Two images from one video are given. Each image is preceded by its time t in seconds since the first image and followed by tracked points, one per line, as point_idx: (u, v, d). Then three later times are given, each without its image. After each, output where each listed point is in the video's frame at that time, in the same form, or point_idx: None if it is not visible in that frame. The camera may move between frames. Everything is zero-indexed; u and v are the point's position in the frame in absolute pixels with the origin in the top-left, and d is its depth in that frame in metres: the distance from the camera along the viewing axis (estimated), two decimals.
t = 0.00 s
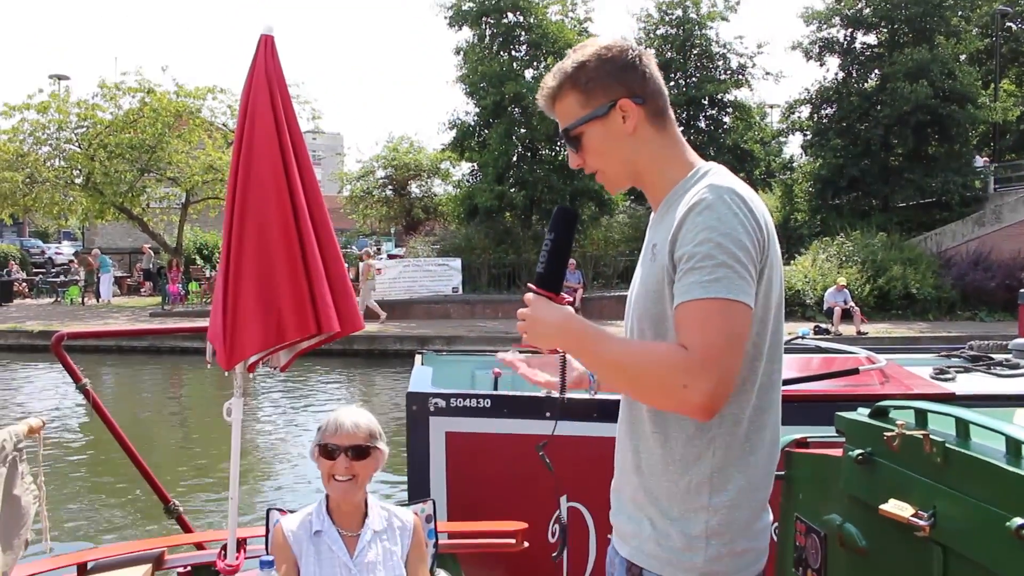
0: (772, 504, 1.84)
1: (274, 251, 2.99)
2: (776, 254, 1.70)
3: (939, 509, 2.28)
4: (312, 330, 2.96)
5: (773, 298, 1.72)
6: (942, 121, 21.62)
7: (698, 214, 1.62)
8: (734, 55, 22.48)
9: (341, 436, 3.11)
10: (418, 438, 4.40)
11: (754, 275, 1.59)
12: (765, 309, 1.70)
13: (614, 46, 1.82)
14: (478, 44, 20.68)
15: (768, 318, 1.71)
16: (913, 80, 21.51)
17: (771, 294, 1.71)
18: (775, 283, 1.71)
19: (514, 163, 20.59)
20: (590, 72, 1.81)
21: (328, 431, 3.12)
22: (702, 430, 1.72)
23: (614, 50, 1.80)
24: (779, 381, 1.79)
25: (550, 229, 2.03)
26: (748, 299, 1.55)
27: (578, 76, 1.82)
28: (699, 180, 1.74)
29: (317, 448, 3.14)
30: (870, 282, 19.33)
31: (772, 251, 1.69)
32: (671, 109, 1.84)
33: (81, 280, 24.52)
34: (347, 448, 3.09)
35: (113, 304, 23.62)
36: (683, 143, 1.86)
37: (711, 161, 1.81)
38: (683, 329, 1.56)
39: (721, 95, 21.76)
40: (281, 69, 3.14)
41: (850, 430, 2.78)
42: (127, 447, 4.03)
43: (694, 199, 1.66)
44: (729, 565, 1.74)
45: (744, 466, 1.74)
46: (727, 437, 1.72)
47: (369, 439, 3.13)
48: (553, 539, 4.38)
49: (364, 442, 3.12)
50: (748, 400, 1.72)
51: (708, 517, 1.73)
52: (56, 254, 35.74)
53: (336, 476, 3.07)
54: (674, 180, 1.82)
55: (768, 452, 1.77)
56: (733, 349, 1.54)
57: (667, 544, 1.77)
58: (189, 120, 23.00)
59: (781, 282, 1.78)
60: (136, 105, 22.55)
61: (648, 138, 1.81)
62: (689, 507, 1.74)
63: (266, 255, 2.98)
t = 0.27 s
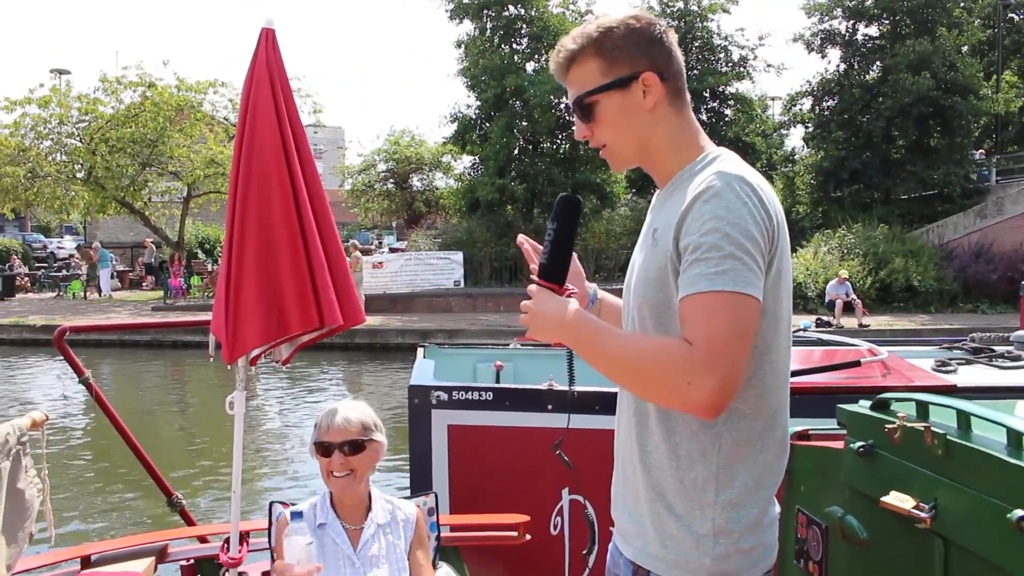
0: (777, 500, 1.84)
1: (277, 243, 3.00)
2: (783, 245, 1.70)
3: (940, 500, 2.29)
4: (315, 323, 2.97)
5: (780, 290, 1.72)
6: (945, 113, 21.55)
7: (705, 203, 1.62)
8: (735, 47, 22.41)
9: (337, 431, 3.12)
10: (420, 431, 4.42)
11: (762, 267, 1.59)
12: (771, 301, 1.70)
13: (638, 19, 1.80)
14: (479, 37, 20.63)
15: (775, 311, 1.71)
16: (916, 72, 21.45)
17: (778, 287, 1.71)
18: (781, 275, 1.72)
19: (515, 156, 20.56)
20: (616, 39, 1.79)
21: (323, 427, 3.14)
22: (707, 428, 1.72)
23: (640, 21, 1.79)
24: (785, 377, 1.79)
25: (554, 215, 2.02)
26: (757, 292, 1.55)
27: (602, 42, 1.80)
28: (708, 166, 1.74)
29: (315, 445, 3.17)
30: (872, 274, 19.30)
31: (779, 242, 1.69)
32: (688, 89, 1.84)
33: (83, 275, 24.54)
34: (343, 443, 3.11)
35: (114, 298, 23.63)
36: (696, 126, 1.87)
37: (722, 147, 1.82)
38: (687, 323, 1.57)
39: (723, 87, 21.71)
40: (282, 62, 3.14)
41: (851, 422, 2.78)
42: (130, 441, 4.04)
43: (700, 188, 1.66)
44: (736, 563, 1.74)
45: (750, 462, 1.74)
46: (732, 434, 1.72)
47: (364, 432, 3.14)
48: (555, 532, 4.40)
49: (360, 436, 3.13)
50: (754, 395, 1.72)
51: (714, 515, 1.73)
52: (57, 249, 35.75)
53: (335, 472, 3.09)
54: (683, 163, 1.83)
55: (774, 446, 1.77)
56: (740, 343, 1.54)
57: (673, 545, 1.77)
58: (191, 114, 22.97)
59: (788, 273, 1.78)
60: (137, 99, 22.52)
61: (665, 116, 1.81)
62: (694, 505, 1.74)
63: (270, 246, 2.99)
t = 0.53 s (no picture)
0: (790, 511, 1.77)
1: (277, 245, 3.00)
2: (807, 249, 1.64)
3: (939, 502, 2.29)
4: (315, 325, 2.97)
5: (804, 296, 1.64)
6: (945, 113, 21.55)
7: (733, 209, 1.54)
8: (735, 47, 22.42)
9: (332, 437, 3.08)
10: (420, 433, 4.42)
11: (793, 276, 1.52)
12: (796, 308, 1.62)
13: (656, 8, 1.72)
14: (479, 37, 20.63)
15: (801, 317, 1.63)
16: (915, 73, 21.46)
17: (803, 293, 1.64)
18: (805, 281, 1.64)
19: (515, 157, 20.56)
20: (633, 29, 1.71)
21: (317, 432, 3.11)
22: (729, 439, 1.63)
23: (658, 11, 1.72)
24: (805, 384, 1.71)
25: (560, 225, 2.00)
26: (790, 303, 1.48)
27: (619, 31, 1.72)
28: (728, 166, 1.67)
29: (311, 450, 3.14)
30: (871, 275, 19.30)
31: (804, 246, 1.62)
32: (702, 84, 1.78)
33: (83, 275, 24.55)
34: (336, 448, 3.07)
35: (114, 299, 23.62)
36: (709, 123, 1.81)
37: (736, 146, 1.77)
38: (721, 340, 1.50)
39: (722, 88, 21.72)
40: (282, 64, 3.15)
41: (851, 424, 2.78)
42: (130, 443, 4.04)
43: (725, 191, 1.58)
44: None
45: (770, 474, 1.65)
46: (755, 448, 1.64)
47: (358, 435, 3.11)
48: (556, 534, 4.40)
49: (354, 439, 3.09)
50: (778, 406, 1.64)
51: (733, 528, 1.64)
52: (58, 249, 35.80)
53: (332, 476, 3.09)
54: (696, 162, 1.77)
55: (793, 454, 1.68)
56: (777, 358, 1.46)
57: (685, 557, 1.68)
58: (191, 114, 22.99)
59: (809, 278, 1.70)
60: (138, 100, 22.53)
61: (679, 112, 1.74)
62: (711, 519, 1.65)
63: (269, 248, 3.00)
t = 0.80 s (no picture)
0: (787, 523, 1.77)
1: (272, 256, 3.01)
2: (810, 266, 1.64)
3: (933, 516, 2.29)
4: (311, 337, 2.99)
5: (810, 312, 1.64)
6: (939, 127, 21.65)
7: (744, 234, 1.53)
8: (731, 61, 22.52)
9: (325, 450, 3.06)
10: (414, 444, 4.42)
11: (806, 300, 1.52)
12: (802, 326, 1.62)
13: (660, 18, 1.72)
14: (476, 49, 20.70)
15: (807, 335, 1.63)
16: (910, 86, 21.57)
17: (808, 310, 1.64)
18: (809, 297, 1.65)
19: (511, 168, 20.60)
20: (632, 40, 1.72)
21: (308, 445, 3.08)
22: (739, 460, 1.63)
23: (662, 21, 1.71)
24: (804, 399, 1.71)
25: (561, 255, 1.90)
26: (806, 330, 1.48)
27: (619, 41, 1.72)
28: (729, 185, 1.67)
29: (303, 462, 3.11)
30: (866, 287, 19.33)
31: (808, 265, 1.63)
32: (705, 99, 1.77)
33: (78, 285, 24.51)
34: (330, 461, 3.05)
35: (108, 308, 23.58)
36: (708, 138, 1.81)
37: (737, 163, 1.76)
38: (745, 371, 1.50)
39: (718, 101, 21.81)
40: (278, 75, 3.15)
41: (844, 438, 2.79)
42: (124, 453, 4.04)
43: (731, 212, 1.57)
44: None
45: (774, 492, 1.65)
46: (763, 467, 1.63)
47: (350, 445, 3.09)
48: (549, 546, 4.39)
49: (347, 451, 3.07)
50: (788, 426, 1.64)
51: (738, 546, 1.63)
52: (53, 258, 35.75)
53: (326, 487, 3.08)
54: (693, 178, 1.77)
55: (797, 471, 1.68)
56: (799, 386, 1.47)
57: None
58: (188, 124, 23.03)
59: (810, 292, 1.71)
60: (135, 109, 22.56)
61: (677, 127, 1.75)
62: (716, 538, 1.64)
63: (265, 259, 3.00)
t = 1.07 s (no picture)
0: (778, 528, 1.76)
1: (269, 261, 3.01)
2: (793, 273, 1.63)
3: (930, 522, 2.29)
4: (307, 341, 2.99)
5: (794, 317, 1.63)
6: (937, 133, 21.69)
7: (718, 239, 1.53)
8: (729, 67, 22.57)
9: (330, 454, 3.08)
10: (412, 449, 4.42)
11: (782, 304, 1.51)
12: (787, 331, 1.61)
13: (662, 17, 1.73)
14: (474, 56, 20.73)
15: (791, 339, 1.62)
16: (907, 93, 21.63)
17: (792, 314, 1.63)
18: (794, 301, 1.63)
19: (509, 175, 20.62)
20: (633, 36, 1.73)
21: (312, 449, 3.10)
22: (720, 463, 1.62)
23: (664, 21, 1.72)
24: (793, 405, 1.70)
25: (548, 254, 1.90)
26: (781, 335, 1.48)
27: (620, 38, 1.74)
28: (717, 189, 1.68)
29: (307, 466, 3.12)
30: (864, 293, 19.35)
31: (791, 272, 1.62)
32: (703, 102, 1.78)
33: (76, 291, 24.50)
34: (334, 466, 3.07)
35: (106, 314, 23.56)
36: (704, 142, 1.81)
37: (729, 170, 1.76)
38: (714, 375, 1.50)
39: (716, 107, 21.85)
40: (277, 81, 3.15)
41: (841, 443, 2.78)
42: (122, 458, 4.03)
43: (712, 217, 1.57)
44: None
45: (759, 497, 1.65)
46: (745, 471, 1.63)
47: (355, 452, 3.11)
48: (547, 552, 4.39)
49: (351, 457, 3.09)
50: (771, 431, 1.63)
51: (722, 550, 1.63)
52: (51, 264, 35.73)
53: (329, 492, 3.07)
54: (688, 180, 1.77)
55: (783, 477, 1.67)
56: (767, 390, 1.46)
57: None
58: (186, 130, 23.04)
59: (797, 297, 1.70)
60: (133, 115, 22.57)
61: (672, 127, 1.75)
62: (701, 541, 1.64)
63: (263, 264, 3.00)
